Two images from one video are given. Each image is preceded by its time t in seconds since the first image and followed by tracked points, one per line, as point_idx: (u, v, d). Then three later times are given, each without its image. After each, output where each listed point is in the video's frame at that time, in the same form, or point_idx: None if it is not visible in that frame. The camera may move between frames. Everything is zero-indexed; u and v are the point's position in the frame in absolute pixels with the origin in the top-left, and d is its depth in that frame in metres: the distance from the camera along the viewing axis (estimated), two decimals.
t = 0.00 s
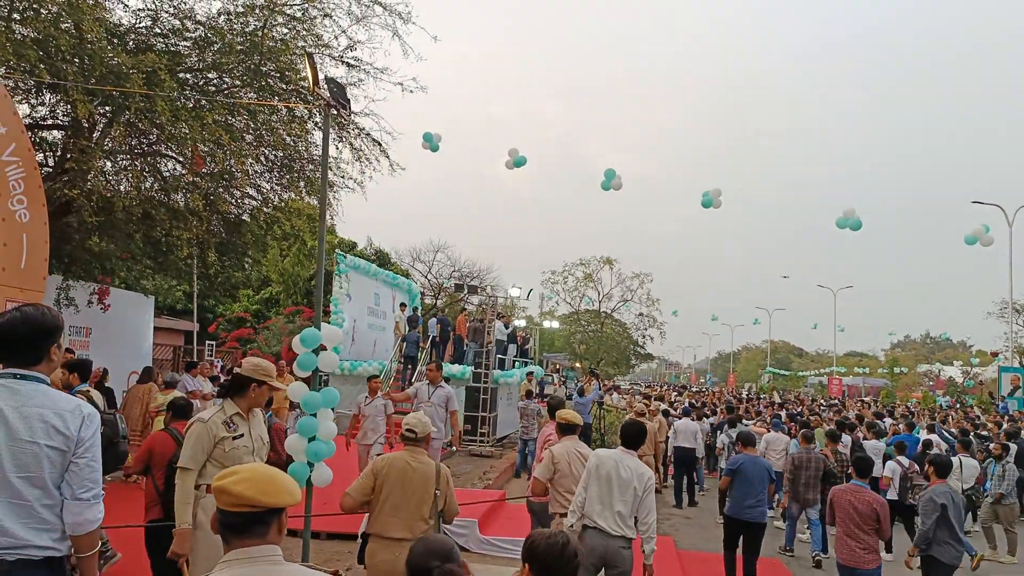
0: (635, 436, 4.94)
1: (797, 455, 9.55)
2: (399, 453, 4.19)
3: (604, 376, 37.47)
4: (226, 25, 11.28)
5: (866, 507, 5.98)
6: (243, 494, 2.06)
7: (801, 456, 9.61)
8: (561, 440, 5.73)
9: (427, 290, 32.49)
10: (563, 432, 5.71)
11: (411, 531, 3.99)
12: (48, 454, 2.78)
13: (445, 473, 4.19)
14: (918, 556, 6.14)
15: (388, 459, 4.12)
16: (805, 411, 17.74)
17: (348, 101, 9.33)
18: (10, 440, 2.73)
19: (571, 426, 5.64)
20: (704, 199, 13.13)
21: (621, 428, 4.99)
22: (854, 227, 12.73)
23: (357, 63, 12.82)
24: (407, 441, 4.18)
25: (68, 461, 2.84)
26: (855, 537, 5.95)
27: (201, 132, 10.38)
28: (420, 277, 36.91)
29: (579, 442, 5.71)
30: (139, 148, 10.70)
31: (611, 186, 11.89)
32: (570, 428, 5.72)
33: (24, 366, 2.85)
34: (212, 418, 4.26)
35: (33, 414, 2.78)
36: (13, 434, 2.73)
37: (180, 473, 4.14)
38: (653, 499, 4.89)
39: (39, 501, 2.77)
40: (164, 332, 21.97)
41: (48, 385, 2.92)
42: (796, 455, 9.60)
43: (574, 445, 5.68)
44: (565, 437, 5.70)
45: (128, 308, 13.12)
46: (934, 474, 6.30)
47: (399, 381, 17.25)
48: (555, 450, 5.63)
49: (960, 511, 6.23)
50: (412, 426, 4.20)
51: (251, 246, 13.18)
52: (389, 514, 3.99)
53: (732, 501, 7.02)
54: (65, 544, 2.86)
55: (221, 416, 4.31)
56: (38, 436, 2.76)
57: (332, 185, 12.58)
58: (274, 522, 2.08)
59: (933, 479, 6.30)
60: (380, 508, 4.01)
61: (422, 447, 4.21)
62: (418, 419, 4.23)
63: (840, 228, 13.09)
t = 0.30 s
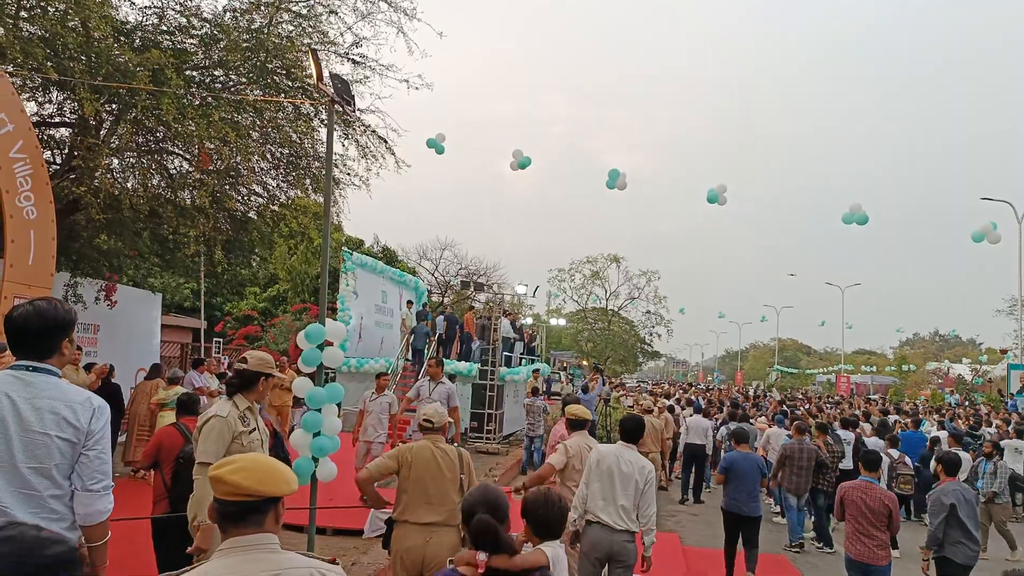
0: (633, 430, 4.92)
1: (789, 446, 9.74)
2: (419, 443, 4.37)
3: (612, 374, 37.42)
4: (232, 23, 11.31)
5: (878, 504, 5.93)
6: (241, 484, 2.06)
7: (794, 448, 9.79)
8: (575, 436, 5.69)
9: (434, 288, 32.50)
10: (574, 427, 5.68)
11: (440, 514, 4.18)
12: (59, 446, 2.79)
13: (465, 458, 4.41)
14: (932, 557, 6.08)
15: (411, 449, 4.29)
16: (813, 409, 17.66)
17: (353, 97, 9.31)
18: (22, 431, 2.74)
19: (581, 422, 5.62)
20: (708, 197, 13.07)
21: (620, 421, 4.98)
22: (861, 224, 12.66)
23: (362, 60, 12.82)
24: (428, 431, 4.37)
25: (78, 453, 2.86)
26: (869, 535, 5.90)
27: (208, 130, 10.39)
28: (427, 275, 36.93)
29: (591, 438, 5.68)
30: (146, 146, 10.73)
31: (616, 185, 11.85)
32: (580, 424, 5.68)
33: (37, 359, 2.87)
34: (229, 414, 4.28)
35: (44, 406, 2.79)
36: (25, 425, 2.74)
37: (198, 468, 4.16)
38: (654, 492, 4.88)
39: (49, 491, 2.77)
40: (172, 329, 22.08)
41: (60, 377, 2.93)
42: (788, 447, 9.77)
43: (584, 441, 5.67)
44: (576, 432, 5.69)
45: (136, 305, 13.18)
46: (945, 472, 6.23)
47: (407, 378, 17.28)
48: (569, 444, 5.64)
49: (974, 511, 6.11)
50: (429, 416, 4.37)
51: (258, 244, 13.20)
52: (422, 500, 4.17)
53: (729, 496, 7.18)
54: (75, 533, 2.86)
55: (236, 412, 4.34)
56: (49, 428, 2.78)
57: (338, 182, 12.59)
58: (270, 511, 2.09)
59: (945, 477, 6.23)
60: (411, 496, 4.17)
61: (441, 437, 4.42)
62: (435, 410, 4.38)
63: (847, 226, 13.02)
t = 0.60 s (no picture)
0: (628, 422, 4.91)
1: (780, 439, 9.89)
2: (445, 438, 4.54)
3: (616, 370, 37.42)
4: (233, 20, 11.31)
5: (877, 496, 5.93)
6: (237, 476, 2.06)
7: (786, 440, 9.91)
8: (588, 430, 5.70)
9: (437, 285, 32.52)
10: (585, 422, 5.66)
11: (467, 505, 4.36)
12: (70, 445, 2.78)
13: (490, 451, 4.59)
14: (941, 553, 6.05)
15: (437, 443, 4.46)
16: (818, 404, 17.62)
17: (354, 94, 9.29)
18: (36, 428, 2.74)
19: (592, 416, 5.60)
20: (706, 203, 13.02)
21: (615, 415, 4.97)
22: (863, 223, 12.61)
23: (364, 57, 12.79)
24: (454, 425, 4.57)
25: (88, 455, 2.83)
26: (869, 529, 5.89)
27: (210, 126, 10.40)
28: (430, 272, 36.96)
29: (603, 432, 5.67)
30: (148, 143, 10.74)
31: (617, 188, 11.83)
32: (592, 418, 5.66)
33: (62, 358, 2.88)
34: (243, 409, 4.31)
35: (61, 406, 2.79)
36: (39, 422, 2.75)
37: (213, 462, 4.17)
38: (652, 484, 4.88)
39: (59, 487, 2.77)
40: (177, 326, 22.14)
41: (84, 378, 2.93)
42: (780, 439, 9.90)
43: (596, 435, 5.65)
44: (588, 426, 5.68)
45: (140, 303, 13.22)
46: (956, 468, 6.23)
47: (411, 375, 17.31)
48: (581, 438, 5.64)
49: (986, 506, 6.11)
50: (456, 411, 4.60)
51: (261, 242, 13.21)
52: (448, 493, 4.35)
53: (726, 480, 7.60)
54: (82, 532, 2.85)
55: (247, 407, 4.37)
56: (62, 427, 2.77)
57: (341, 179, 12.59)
58: (268, 503, 2.09)
59: (956, 473, 6.22)
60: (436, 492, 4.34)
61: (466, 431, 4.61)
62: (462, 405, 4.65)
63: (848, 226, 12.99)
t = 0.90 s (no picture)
0: (627, 418, 4.93)
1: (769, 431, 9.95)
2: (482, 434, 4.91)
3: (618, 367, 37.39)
4: (233, 19, 11.30)
5: (883, 493, 5.93)
6: (236, 473, 2.06)
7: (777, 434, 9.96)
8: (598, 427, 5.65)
9: (439, 283, 32.50)
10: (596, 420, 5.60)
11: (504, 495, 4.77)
12: (73, 445, 2.78)
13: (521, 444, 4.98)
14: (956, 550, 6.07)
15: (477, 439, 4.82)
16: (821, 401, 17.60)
17: (354, 92, 9.27)
18: (41, 426, 2.76)
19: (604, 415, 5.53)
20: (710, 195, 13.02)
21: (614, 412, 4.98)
22: (865, 220, 12.60)
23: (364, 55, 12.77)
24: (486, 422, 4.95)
25: (92, 456, 2.82)
26: (877, 526, 5.89)
27: (211, 126, 10.40)
28: (431, 270, 36.95)
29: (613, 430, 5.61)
30: (149, 142, 10.73)
31: (617, 185, 11.82)
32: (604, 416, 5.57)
33: (75, 358, 2.90)
34: (243, 411, 4.30)
35: (68, 404, 2.80)
36: (45, 420, 2.76)
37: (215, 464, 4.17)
38: (653, 481, 4.89)
39: (60, 487, 2.77)
40: (179, 325, 22.16)
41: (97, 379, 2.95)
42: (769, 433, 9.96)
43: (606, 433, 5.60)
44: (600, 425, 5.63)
45: (142, 302, 13.23)
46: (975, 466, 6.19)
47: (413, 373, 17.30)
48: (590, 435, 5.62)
49: (1006, 505, 6.04)
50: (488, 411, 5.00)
51: (262, 241, 13.21)
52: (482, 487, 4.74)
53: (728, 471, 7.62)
54: (83, 534, 2.84)
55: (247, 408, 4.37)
56: (66, 426, 2.78)
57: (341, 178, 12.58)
58: (269, 500, 2.09)
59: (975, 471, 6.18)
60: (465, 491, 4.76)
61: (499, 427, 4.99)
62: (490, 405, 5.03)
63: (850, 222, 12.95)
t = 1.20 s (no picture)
0: (623, 414, 4.93)
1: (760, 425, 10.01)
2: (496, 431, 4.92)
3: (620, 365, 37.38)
4: (232, 17, 11.29)
5: (893, 490, 5.92)
6: (234, 470, 2.07)
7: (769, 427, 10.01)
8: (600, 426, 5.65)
9: (440, 282, 32.48)
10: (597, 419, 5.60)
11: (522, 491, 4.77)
12: (59, 441, 2.78)
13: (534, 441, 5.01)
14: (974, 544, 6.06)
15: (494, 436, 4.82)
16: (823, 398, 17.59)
17: (353, 90, 9.27)
18: (28, 423, 2.76)
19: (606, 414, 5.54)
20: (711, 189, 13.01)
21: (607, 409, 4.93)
22: (868, 212, 12.60)
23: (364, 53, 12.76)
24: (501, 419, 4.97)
25: (80, 453, 2.81)
26: (887, 522, 5.87)
27: (210, 125, 10.40)
28: (432, 268, 36.94)
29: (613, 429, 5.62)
30: (148, 142, 10.73)
31: (618, 178, 11.81)
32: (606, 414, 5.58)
33: (65, 354, 2.91)
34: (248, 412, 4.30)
35: (55, 401, 2.80)
36: (33, 417, 2.77)
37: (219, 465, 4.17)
38: (653, 476, 4.91)
39: (48, 485, 2.77)
40: (181, 325, 22.17)
41: (86, 375, 2.95)
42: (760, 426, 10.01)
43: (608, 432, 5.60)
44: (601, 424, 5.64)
45: (141, 302, 13.23)
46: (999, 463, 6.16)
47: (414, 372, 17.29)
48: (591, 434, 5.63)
49: None
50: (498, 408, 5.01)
51: (263, 240, 13.22)
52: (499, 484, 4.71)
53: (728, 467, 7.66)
54: (72, 533, 2.84)
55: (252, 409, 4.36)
56: (53, 422, 2.78)
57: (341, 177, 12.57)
58: (266, 497, 2.09)
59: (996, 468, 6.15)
60: (482, 489, 4.71)
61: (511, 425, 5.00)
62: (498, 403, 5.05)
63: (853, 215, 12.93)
